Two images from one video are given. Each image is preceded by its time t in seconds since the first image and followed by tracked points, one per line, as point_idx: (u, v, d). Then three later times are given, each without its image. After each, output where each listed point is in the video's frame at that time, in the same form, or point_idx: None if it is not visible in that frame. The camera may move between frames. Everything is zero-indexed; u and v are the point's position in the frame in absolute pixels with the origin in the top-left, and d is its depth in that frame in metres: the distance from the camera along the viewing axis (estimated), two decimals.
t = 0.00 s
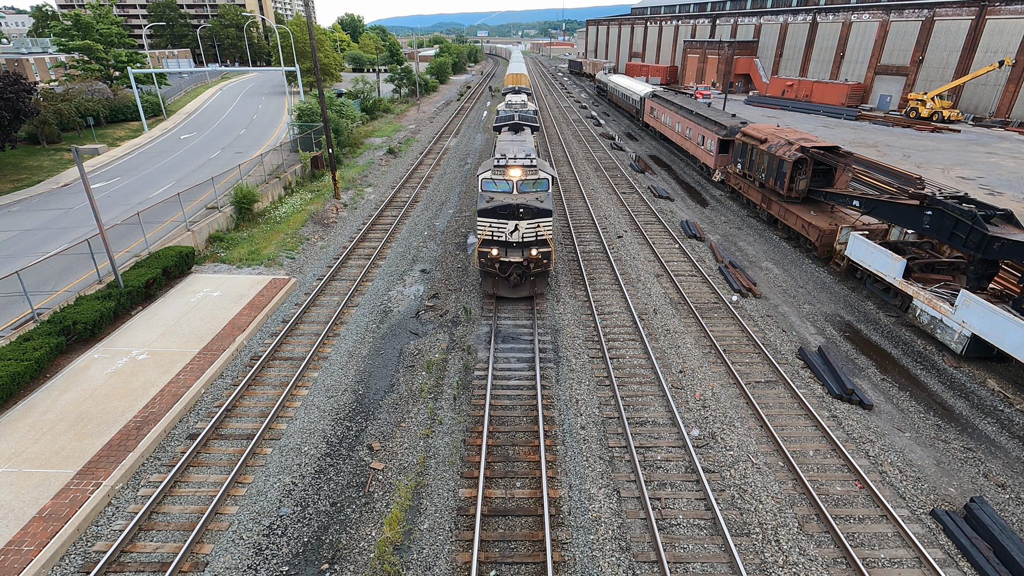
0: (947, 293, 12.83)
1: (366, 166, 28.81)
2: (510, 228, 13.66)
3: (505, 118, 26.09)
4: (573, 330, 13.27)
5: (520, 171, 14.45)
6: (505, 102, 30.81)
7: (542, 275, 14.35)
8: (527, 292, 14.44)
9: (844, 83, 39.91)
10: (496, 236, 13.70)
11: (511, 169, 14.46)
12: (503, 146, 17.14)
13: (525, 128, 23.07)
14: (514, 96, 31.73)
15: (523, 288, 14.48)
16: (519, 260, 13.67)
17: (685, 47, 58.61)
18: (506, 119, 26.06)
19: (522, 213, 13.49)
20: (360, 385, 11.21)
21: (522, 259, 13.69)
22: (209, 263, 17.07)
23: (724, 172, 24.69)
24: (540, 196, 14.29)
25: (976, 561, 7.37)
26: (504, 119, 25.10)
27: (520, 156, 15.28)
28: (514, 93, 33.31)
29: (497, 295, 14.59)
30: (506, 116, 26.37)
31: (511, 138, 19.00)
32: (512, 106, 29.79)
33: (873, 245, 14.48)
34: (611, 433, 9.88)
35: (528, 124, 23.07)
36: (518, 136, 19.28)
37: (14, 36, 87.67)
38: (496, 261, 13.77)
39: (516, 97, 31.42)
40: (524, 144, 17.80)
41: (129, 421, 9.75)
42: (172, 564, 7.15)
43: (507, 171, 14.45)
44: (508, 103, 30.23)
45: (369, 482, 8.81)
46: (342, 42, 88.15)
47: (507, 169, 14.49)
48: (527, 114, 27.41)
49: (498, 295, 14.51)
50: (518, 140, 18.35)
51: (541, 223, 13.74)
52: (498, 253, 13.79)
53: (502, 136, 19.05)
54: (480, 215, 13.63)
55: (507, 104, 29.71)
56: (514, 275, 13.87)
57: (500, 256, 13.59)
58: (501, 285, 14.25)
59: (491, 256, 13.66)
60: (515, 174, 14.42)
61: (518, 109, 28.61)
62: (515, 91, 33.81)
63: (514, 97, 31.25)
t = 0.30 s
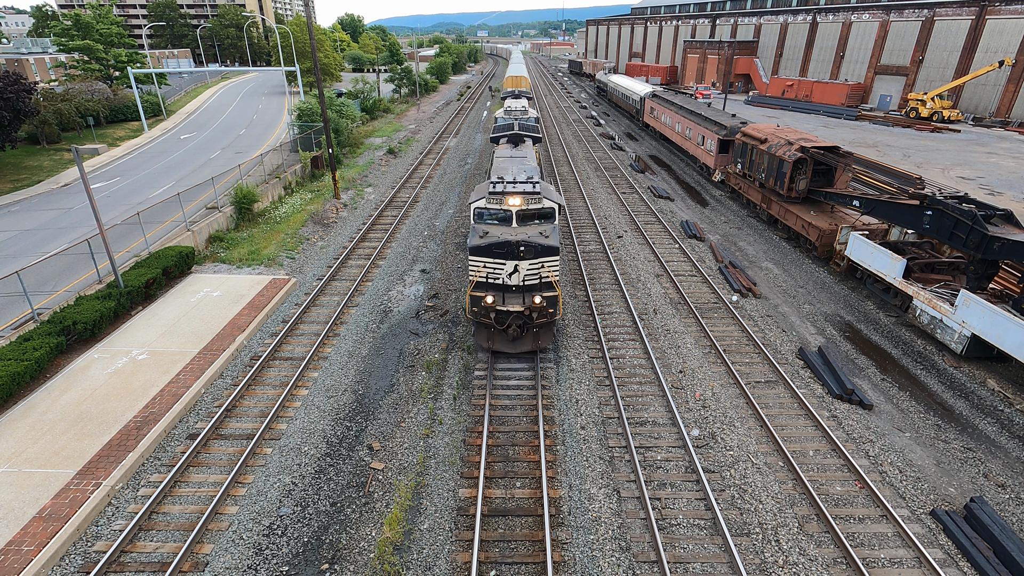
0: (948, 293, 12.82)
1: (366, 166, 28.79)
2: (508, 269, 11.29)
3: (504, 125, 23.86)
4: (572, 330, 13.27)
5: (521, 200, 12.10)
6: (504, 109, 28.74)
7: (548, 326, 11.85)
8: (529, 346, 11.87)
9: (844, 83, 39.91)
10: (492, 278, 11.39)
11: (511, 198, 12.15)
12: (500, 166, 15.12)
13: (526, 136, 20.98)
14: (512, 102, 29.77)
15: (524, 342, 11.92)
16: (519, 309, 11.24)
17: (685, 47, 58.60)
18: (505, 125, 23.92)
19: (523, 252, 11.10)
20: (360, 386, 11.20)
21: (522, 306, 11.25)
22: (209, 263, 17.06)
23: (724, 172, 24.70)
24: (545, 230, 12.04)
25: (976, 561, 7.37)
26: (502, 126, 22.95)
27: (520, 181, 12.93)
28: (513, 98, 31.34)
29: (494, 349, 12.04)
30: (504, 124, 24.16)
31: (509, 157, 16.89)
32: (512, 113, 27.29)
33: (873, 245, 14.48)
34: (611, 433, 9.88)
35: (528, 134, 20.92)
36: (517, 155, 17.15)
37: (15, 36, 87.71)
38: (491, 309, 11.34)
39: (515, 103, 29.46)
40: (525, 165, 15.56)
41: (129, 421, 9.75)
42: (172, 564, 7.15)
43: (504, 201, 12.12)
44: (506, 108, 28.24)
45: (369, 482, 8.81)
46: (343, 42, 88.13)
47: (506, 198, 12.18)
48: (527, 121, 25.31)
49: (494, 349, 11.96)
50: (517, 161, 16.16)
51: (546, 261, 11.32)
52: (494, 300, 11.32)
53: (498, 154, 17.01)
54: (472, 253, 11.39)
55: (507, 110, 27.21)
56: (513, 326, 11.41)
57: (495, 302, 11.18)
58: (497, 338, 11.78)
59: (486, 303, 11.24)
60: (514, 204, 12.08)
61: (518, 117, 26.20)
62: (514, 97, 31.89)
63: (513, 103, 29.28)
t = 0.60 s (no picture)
0: (948, 293, 12.82)
1: (366, 166, 28.79)
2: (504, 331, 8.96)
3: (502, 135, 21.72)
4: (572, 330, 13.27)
5: (520, 246, 9.48)
6: (502, 117, 25.88)
7: (556, 406, 9.30)
8: (532, 431, 9.34)
9: (844, 83, 39.91)
10: (486, 343, 9.11)
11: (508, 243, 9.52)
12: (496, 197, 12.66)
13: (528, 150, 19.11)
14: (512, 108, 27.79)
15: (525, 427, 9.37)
16: (519, 386, 8.74)
17: (685, 47, 58.59)
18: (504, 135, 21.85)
19: (524, 312, 8.79)
20: (360, 385, 11.21)
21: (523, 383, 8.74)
22: (209, 263, 17.06)
23: (724, 172, 24.71)
24: (552, 282, 9.62)
25: (976, 561, 7.38)
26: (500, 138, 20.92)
27: (521, 217, 10.48)
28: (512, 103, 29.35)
29: (487, 434, 9.48)
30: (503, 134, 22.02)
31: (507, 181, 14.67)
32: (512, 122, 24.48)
33: (873, 245, 14.49)
34: (611, 433, 9.88)
35: (529, 147, 19.26)
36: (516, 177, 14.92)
37: (15, 36, 87.74)
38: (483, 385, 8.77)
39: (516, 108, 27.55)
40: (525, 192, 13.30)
41: (129, 421, 9.75)
42: (172, 564, 7.15)
43: (500, 246, 9.54)
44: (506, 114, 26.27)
45: (369, 482, 8.81)
46: (343, 42, 88.13)
47: (502, 241, 9.59)
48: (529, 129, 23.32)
49: (487, 435, 9.39)
50: (516, 186, 13.95)
51: (555, 323, 9.04)
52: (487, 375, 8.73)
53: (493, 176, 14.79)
54: (459, 311, 9.07)
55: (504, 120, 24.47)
56: (511, 409, 8.88)
57: (490, 378, 8.65)
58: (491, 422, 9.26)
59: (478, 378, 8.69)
60: (512, 250, 9.46)
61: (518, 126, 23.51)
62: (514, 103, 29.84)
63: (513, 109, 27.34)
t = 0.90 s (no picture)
0: (948, 293, 12.82)
1: (366, 166, 28.79)
2: (498, 442, 7.15)
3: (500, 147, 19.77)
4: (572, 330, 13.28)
5: (520, 318, 7.58)
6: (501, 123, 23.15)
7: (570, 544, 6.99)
8: None
9: (844, 83, 39.91)
10: (476, 456, 7.29)
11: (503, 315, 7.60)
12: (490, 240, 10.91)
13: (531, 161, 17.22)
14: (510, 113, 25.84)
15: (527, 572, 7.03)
16: (520, 521, 6.65)
17: (685, 47, 58.58)
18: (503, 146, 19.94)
19: (525, 419, 7.01)
20: (360, 385, 11.20)
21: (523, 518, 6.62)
22: (209, 263, 17.06)
23: (724, 172, 24.72)
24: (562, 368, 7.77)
25: (976, 561, 7.37)
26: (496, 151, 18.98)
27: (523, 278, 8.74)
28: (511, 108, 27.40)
29: None
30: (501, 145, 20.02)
31: (504, 217, 12.53)
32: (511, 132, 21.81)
33: (873, 245, 14.49)
34: (611, 433, 9.90)
35: (531, 164, 16.53)
36: (514, 212, 12.83)
37: (15, 36, 87.81)
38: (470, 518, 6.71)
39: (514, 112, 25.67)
40: (527, 233, 11.27)
41: (129, 421, 9.75)
42: (172, 564, 7.16)
43: (495, 319, 7.65)
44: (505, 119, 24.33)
45: (369, 482, 8.81)
46: (342, 42, 88.09)
47: (498, 313, 7.71)
48: (530, 137, 21.26)
49: None
50: (515, 223, 11.88)
51: (567, 429, 7.23)
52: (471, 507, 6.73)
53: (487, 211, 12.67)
54: (440, 411, 7.26)
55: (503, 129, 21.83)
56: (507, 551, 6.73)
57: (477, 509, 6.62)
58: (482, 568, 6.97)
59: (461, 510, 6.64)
60: (511, 324, 7.55)
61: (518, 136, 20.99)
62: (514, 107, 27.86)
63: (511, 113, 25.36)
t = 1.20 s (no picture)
0: (948, 293, 12.82)
1: (366, 166, 28.79)
2: None
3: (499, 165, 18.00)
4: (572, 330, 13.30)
5: (521, 477, 6.22)
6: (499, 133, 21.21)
7: None
8: None
9: (844, 83, 39.91)
10: None
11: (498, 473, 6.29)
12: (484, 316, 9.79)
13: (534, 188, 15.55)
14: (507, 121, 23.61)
15: None
16: None
17: (685, 47, 58.57)
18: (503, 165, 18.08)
19: None
20: (360, 385, 11.20)
21: None
22: (209, 263, 17.06)
23: (724, 172, 24.72)
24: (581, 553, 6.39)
25: (976, 561, 7.38)
26: (493, 171, 17.26)
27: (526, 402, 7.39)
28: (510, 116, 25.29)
29: None
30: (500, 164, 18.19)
31: (500, 271, 11.64)
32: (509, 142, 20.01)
33: (873, 245, 14.49)
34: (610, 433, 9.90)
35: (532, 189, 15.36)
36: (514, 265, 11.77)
37: (15, 37, 87.88)
38: None
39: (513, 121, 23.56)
40: (528, 302, 10.30)
41: (129, 422, 9.75)
42: (172, 564, 7.15)
43: (484, 476, 6.30)
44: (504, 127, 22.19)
45: (369, 482, 8.82)
46: (342, 42, 88.09)
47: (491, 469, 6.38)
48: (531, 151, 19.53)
49: None
50: (516, 285, 10.88)
51: None
52: None
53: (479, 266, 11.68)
54: None
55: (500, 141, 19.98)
56: None
57: None
58: None
59: None
60: (508, 484, 6.20)
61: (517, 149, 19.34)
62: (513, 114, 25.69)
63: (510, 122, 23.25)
